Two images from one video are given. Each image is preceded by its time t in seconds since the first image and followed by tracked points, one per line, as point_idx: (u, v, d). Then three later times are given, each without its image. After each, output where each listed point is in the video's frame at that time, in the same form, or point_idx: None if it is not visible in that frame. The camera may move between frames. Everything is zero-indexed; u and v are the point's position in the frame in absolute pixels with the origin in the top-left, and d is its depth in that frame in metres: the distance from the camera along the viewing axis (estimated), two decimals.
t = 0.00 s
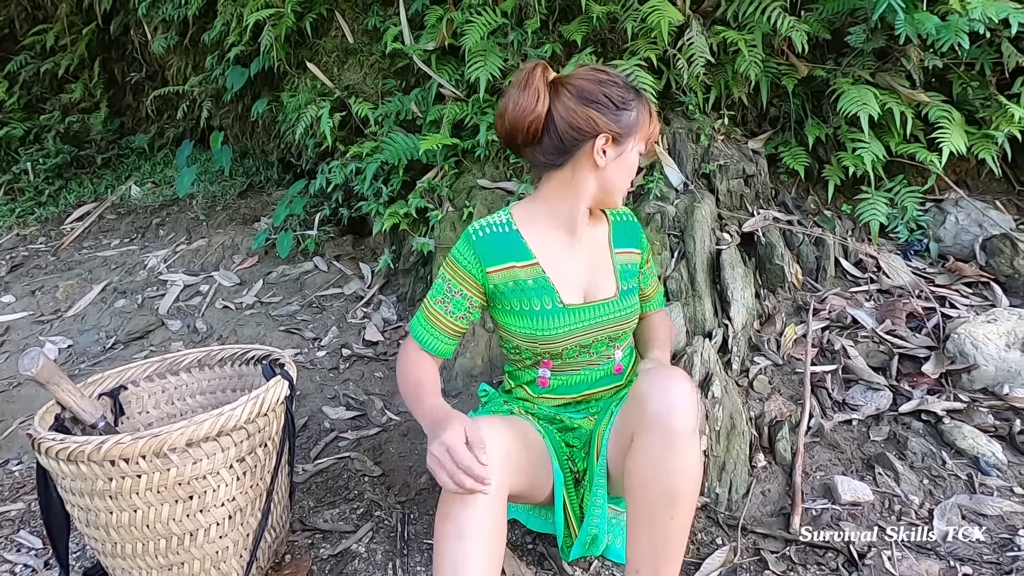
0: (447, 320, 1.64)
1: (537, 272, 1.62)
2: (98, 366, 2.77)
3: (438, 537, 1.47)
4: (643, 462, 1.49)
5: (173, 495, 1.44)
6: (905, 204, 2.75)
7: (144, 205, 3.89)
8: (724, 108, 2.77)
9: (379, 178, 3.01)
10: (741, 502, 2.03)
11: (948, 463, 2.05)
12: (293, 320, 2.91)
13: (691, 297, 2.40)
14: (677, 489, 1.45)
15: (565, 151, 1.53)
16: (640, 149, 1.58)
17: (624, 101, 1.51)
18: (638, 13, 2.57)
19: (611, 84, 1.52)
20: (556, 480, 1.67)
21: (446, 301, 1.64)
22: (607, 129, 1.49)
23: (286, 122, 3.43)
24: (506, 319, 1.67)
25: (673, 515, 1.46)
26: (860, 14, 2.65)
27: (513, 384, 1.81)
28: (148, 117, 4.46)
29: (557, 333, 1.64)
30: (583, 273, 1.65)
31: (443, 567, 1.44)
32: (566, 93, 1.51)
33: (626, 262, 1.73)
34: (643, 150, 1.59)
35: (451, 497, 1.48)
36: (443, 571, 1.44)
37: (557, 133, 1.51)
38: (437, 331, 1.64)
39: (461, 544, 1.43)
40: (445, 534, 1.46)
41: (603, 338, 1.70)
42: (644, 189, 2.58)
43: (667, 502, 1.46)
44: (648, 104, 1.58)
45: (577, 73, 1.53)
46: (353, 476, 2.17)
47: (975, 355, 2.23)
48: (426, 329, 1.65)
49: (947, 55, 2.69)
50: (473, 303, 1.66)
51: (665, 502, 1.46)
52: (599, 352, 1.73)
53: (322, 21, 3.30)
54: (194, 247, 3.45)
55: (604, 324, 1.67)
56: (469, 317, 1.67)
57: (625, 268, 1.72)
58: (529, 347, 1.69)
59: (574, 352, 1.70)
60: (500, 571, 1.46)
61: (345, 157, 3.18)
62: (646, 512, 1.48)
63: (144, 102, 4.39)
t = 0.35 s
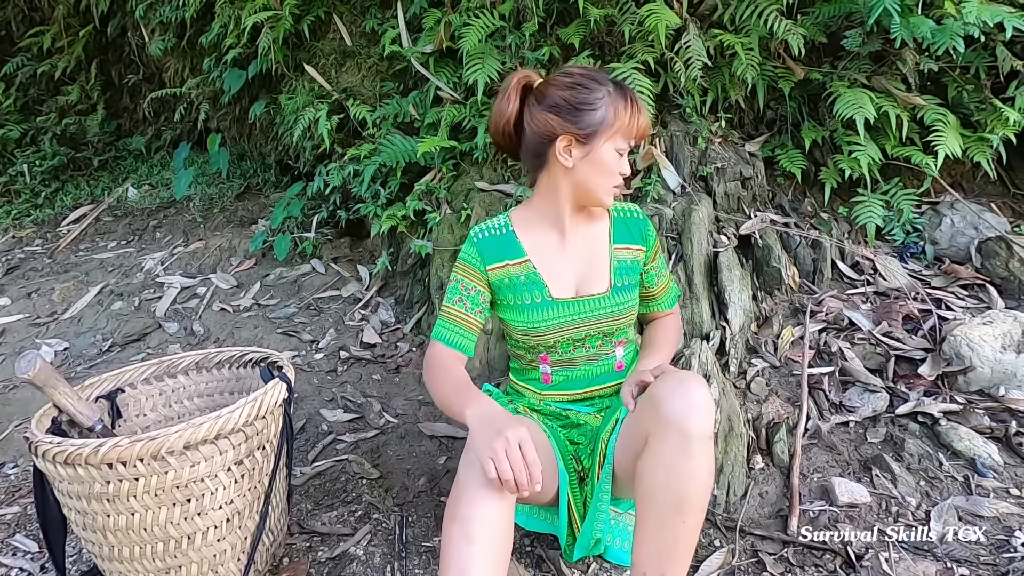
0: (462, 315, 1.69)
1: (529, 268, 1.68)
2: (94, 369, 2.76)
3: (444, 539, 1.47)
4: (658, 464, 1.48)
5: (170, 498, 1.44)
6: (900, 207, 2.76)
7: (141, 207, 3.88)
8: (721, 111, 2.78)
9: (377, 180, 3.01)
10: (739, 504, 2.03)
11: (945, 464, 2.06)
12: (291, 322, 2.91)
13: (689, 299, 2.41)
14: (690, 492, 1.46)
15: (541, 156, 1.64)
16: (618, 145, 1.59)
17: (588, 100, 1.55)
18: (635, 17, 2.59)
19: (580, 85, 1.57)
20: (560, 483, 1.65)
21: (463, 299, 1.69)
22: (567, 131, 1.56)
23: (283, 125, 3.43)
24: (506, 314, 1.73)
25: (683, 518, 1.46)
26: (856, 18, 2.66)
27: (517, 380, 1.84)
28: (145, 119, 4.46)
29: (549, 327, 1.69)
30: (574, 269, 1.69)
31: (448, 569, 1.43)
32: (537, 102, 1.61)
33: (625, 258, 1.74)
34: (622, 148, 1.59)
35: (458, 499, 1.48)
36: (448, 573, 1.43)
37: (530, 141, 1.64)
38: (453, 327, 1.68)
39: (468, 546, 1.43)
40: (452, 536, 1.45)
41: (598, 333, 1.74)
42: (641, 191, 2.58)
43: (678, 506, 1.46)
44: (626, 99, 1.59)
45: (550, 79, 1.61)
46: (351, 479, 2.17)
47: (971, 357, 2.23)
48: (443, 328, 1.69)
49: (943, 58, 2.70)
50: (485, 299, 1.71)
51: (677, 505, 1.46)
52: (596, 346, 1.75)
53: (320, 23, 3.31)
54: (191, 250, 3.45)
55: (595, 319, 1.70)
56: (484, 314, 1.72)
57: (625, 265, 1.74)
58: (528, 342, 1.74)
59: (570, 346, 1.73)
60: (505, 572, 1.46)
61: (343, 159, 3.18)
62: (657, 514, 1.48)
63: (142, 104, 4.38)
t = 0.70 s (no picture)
0: (463, 307, 1.70)
1: (533, 259, 1.68)
2: (92, 370, 2.76)
3: (448, 540, 1.47)
4: (642, 462, 1.49)
5: (170, 500, 1.44)
6: (899, 209, 2.76)
7: (139, 208, 3.88)
8: (720, 113, 2.78)
9: (376, 182, 3.01)
10: (739, 505, 2.03)
11: (943, 466, 2.06)
12: (290, 324, 2.91)
13: (688, 301, 2.41)
14: (674, 489, 1.46)
15: (539, 165, 1.68)
16: (611, 159, 1.58)
17: (578, 114, 1.56)
18: (634, 19, 2.60)
19: (577, 98, 1.58)
20: (563, 481, 1.66)
21: (463, 291, 1.70)
22: (556, 145, 1.59)
23: (283, 126, 3.42)
24: (510, 304, 1.74)
25: (669, 515, 1.46)
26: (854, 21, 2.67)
27: (522, 370, 1.83)
28: (144, 120, 4.46)
29: (554, 312, 1.69)
30: (574, 264, 1.70)
31: (452, 569, 1.43)
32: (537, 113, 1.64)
33: (629, 248, 1.75)
34: (612, 160, 1.58)
35: (463, 498, 1.47)
36: (452, 572, 1.43)
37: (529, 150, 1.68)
38: (453, 317, 1.69)
39: (471, 546, 1.43)
40: (456, 535, 1.45)
41: (604, 318, 1.74)
42: (640, 193, 2.58)
43: (663, 502, 1.46)
44: (620, 112, 1.58)
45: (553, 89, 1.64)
46: (350, 481, 2.16)
47: (969, 359, 2.23)
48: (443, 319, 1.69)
49: (941, 61, 2.71)
50: (486, 292, 1.71)
51: (662, 502, 1.46)
52: (601, 332, 1.75)
53: (319, 25, 3.31)
54: (190, 251, 3.44)
55: (600, 303, 1.71)
56: (485, 307, 1.72)
57: (628, 254, 1.74)
58: (533, 329, 1.74)
59: (575, 331, 1.73)
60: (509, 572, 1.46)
61: (342, 160, 3.17)
62: (643, 511, 1.48)
63: (140, 105, 4.38)
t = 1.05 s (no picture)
0: (477, 293, 1.62)
1: (539, 248, 1.68)
2: (90, 371, 2.75)
3: (438, 542, 1.47)
4: (626, 460, 1.50)
5: (167, 501, 1.44)
6: (897, 210, 2.76)
7: (138, 209, 3.87)
8: (719, 115, 2.79)
9: (375, 183, 3.01)
10: (737, 507, 2.03)
11: (942, 468, 2.06)
12: (288, 325, 2.90)
13: (687, 302, 2.41)
14: (659, 486, 1.46)
15: (562, 158, 1.63)
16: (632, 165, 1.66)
17: (618, 118, 1.61)
18: (633, 20, 2.60)
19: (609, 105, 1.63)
20: (556, 482, 1.67)
21: (479, 278, 1.63)
22: (596, 141, 1.59)
23: (282, 127, 3.42)
24: (510, 294, 1.70)
25: (655, 513, 1.46)
26: (853, 23, 2.67)
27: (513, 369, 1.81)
28: (143, 121, 4.46)
29: (557, 302, 1.69)
30: (579, 258, 1.71)
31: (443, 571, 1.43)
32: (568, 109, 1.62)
33: (624, 253, 1.79)
34: (632, 166, 1.66)
35: (452, 501, 1.48)
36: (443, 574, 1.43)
37: (556, 141, 1.62)
38: (469, 304, 1.61)
39: (461, 548, 1.43)
40: (446, 538, 1.45)
41: (598, 317, 1.76)
42: (639, 194, 2.58)
43: (648, 500, 1.46)
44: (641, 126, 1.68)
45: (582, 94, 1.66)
46: (349, 482, 2.16)
47: (967, 360, 2.23)
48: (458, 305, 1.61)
49: (939, 63, 2.71)
50: (497, 281, 1.66)
51: (648, 500, 1.46)
52: (594, 330, 1.76)
53: (319, 25, 3.31)
54: (188, 251, 3.44)
55: (599, 299, 1.72)
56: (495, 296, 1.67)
57: (623, 258, 1.78)
58: (529, 321, 1.72)
59: (573, 324, 1.73)
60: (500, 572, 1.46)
61: (341, 161, 3.17)
62: (629, 510, 1.49)
63: (139, 106, 4.37)
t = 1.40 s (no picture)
0: (476, 306, 1.67)
1: (541, 251, 1.68)
2: (89, 372, 2.75)
3: (441, 546, 1.47)
4: (619, 463, 1.50)
5: (166, 503, 1.43)
6: (896, 210, 2.76)
7: (137, 210, 3.87)
8: (717, 115, 2.79)
9: (374, 184, 3.01)
10: (737, 508, 2.03)
11: (941, 468, 2.06)
12: (287, 326, 2.90)
13: (686, 302, 2.40)
14: (653, 489, 1.47)
15: (562, 160, 1.65)
16: (637, 169, 1.64)
17: (620, 122, 1.58)
18: (632, 21, 2.60)
19: (616, 107, 1.61)
20: (557, 484, 1.67)
21: (475, 291, 1.67)
22: (592, 146, 1.58)
23: (281, 128, 3.42)
24: (514, 299, 1.71)
25: (651, 515, 1.46)
26: (852, 23, 2.67)
27: (522, 374, 1.81)
28: (142, 122, 4.46)
29: (566, 303, 1.70)
30: (582, 257, 1.72)
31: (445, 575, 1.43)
32: (571, 111, 1.62)
33: (622, 240, 1.83)
34: (636, 169, 1.64)
35: (455, 505, 1.48)
36: None
37: (555, 143, 1.64)
38: (465, 317, 1.66)
39: (463, 552, 1.43)
40: (449, 542, 1.45)
41: (608, 310, 1.77)
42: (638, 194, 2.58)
43: (643, 503, 1.47)
44: (652, 129, 1.63)
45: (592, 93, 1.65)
46: (348, 483, 2.16)
47: (967, 361, 2.23)
48: (457, 320, 1.67)
49: (938, 63, 2.71)
50: (497, 291, 1.69)
51: (642, 503, 1.47)
52: (604, 324, 1.78)
53: (318, 26, 3.31)
54: (187, 252, 3.44)
55: (606, 292, 1.74)
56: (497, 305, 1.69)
57: (622, 245, 1.82)
58: (537, 326, 1.73)
59: (581, 322, 1.74)
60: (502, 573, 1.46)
61: (340, 162, 3.17)
62: (624, 513, 1.49)
63: (138, 107, 4.37)
